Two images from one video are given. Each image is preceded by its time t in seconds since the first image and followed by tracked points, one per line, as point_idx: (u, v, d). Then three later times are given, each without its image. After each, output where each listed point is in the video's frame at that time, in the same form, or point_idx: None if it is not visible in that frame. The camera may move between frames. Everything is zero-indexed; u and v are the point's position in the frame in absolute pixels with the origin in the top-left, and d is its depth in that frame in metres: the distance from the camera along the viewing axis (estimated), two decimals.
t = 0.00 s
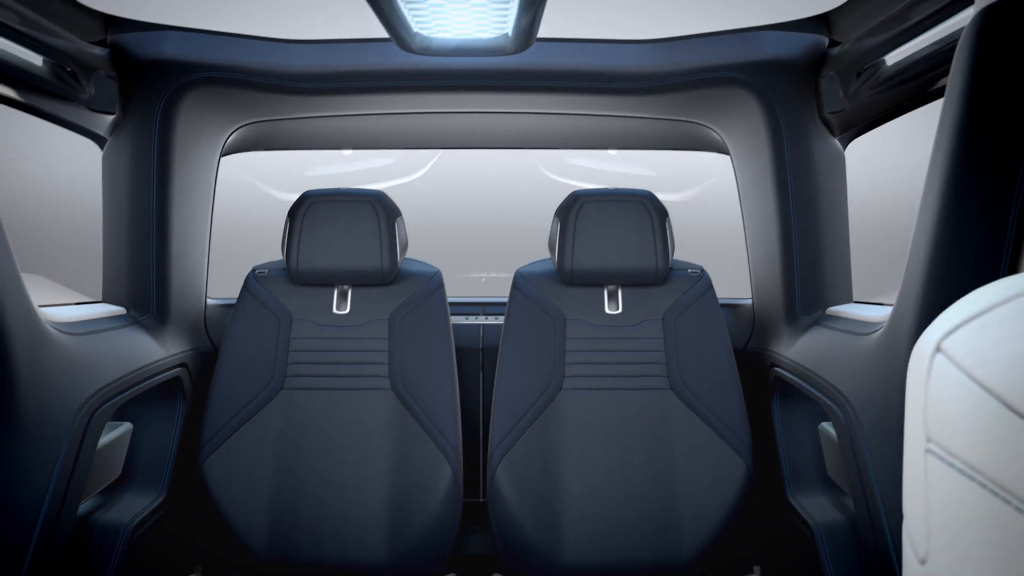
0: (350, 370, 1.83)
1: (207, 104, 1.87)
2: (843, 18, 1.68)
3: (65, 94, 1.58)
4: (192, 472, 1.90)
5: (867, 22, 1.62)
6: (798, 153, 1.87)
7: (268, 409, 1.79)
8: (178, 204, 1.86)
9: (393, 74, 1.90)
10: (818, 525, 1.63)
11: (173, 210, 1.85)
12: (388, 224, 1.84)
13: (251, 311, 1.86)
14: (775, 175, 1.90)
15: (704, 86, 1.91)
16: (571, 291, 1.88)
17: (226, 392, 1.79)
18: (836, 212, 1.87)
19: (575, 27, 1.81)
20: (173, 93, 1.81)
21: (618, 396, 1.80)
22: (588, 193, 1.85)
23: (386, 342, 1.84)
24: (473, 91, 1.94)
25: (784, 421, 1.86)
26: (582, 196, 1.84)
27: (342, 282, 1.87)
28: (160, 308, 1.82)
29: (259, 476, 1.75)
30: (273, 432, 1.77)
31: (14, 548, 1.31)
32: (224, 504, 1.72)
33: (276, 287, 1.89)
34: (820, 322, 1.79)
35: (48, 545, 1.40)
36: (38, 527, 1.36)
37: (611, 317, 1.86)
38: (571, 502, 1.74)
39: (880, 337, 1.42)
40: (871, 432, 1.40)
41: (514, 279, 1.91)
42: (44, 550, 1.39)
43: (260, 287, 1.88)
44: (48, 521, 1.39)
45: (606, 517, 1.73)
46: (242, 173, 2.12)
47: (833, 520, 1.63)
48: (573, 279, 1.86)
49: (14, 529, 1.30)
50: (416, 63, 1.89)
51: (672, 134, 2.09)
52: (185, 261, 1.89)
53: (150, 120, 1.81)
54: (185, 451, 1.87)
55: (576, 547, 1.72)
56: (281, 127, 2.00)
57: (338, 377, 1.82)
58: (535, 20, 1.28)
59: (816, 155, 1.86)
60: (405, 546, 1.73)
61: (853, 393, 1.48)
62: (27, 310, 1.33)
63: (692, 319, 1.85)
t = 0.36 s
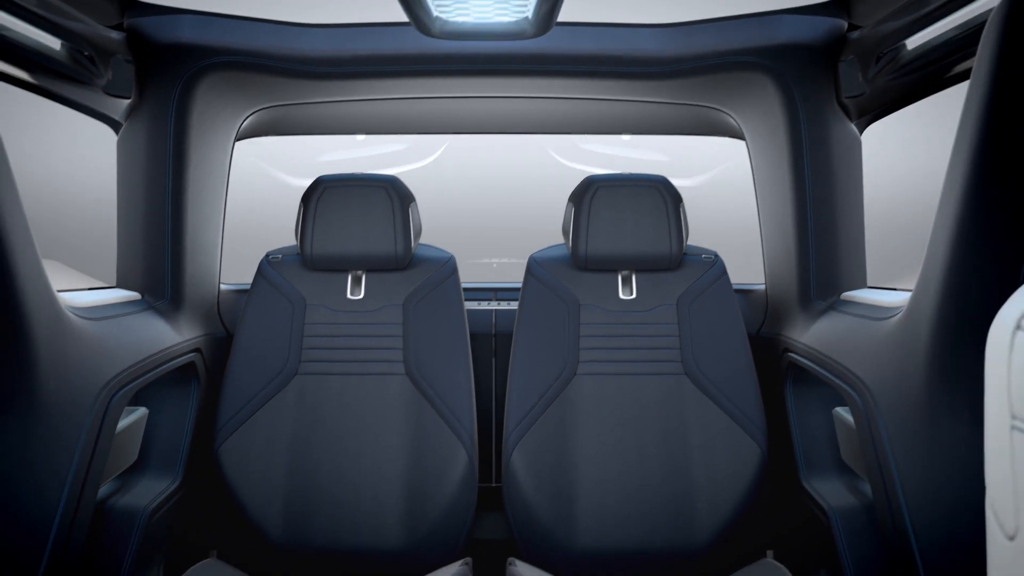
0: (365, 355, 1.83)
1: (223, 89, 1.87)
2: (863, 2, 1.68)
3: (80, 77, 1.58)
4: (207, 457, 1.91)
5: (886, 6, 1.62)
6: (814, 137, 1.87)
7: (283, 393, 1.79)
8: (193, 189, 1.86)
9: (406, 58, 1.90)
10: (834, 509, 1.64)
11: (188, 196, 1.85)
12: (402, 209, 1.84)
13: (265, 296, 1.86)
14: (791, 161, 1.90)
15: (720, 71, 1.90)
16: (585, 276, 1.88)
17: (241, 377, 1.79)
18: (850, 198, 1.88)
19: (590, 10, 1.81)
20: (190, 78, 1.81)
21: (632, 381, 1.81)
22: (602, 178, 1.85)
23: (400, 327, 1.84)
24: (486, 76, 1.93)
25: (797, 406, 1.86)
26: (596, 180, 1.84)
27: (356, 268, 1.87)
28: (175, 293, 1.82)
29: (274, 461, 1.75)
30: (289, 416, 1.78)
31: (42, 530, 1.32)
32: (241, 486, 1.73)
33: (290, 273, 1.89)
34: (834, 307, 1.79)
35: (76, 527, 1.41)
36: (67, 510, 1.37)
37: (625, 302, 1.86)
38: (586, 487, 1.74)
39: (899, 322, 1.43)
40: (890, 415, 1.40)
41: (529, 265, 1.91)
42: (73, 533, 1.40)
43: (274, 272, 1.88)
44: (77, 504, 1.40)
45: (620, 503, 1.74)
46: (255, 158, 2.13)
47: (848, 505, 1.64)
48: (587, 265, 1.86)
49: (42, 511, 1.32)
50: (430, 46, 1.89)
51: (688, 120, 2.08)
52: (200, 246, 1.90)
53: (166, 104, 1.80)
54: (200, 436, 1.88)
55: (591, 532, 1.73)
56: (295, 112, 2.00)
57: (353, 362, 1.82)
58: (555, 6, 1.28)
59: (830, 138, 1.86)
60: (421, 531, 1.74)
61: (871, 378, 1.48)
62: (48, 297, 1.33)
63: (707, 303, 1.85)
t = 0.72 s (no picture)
0: (380, 340, 1.83)
1: (239, 72, 1.86)
2: None
3: (94, 59, 1.58)
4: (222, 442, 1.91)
5: None
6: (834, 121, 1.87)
7: (298, 379, 1.79)
8: (208, 174, 1.85)
9: (421, 44, 1.89)
10: (849, 494, 1.64)
11: (202, 181, 1.84)
12: (415, 194, 1.83)
13: (280, 280, 1.86)
14: (810, 147, 1.90)
15: (742, 54, 1.89)
16: (598, 261, 1.88)
17: (257, 362, 1.79)
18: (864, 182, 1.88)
19: None
20: (207, 62, 1.81)
21: (646, 366, 1.81)
22: (615, 162, 1.84)
23: (415, 312, 1.84)
24: (499, 60, 1.93)
25: (811, 391, 1.86)
26: (610, 165, 1.83)
27: (370, 253, 1.86)
28: (189, 279, 1.82)
29: (290, 447, 1.75)
30: (305, 402, 1.78)
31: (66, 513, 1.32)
32: (257, 472, 1.74)
33: (304, 258, 1.88)
34: (850, 293, 1.79)
35: (99, 511, 1.42)
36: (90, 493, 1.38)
37: (639, 287, 1.86)
38: (601, 472, 1.75)
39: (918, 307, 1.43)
40: (909, 400, 1.40)
41: (542, 249, 1.90)
42: (95, 517, 1.41)
43: (288, 257, 1.88)
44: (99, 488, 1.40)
45: (635, 488, 1.74)
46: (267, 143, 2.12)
47: (864, 489, 1.65)
48: (601, 250, 1.86)
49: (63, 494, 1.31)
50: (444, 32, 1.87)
51: (704, 103, 2.08)
52: (214, 231, 1.89)
53: (183, 89, 1.81)
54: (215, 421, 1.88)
55: (606, 517, 1.73)
56: (310, 95, 2.00)
57: (367, 347, 1.82)
58: None
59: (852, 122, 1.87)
60: (437, 515, 1.74)
61: (890, 363, 1.48)
62: (68, 281, 1.32)
63: (721, 288, 1.85)
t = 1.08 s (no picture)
0: (395, 326, 1.83)
1: (255, 55, 1.87)
2: None
3: (109, 42, 1.57)
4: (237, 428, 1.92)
5: None
6: (852, 106, 1.87)
7: (313, 364, 1.80)
8: (223, 159, 1.85)
9: (436, 29, 1.88)
10: (865, 479, 1.65)
11: (217, 166, 1.84)
12: (429, 178, 1.83)
13: (294, 266, 1.86)
14: (827, 133, 1.90)
15: (759, 38, 1.88)
16: (612, 247, 1.87)
17: (272, 347, 1.80)
18: (879, 167, 1.88)
19: None
20: (224, 46, 1.81)
21: (660, 351, 1.81)
22: (630, 147, 1.84)
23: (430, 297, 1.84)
24: (512, 45, 1.93)
25: (824, 376, 1.87)
26: (624, 150, 1.83)
27: (385, 238, 1.86)
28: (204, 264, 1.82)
29: (306, 432, 1.76)
30: (320, 387, 1.78)
31: (88, 497, 1.32)
32: (274, 456, 1.75)
33: (318, 243, 1.88)
34: (865, 278, 1.79)
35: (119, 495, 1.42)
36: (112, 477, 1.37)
37: (654, 272, 1.86)
38: (616, 457, 1.75)
39: (938, 292, 1.43)
40: (927, 385, 1.41)
41: (556, 234, 1.90)
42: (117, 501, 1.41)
43: (302, 242, 1.88)
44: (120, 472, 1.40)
45: (650, 473, 1.75)
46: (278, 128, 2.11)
47: (879, 474, 1.65)
48: (615, 235, 1.86)
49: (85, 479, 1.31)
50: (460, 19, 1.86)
51: (721, 88, 2.08)
52: (227, 216, 1.89)
53: (198, 73, 1.80)
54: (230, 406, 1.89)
55: (621, 502, 1.74)
56: (324, 78, 2.01)
57: (382, 332, 1.82)
58: None
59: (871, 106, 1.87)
60: (452, 500, 1.75)
61: (907, 347, 1.48)
62: (87, 266, 1.32)
63: (735, 273, 1.85)
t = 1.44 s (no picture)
0: (409, 311, 1.83)
1: (271, 39, 1.86)
2: None
3: (126, 26, 1.55)
4: (252, 413, 1.92)
5: None
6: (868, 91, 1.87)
7: (328, 350, 1.80)
8: (236, 143, 1.85)
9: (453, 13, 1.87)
10: (879, 464, 1.65)
11: (232, 151, 1.84)
12: (444, 163, 1.82)
13: (308, 251, 1.85)
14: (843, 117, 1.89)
15: (773, 22, 1.87)
16: (626, 232, 1.87)
17: (287, 332, 1.80)
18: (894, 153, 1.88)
19: None
20: (241, 31, 1.80)
21: (675, 336, 1.81)
22: (644, 132, 1.83)
23: (444, 283, 1.83)
24: (528, 29, 1.93)
25: (838, 361, 1.87)
26: (639, 135, 1.82)
27: (399, 224, 1.86)
28: (218, 249, 1.82)
29: (321, 417, 1.76)
30: (335, 372, 1.79)
31: (110, 482, 1.33)
32: (289, 441, 1.75)
33: (332, 228, 1.88)
34: (881, 264, 1.79)
35: (141, 480, 1.42)
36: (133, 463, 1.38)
37: (668, 258, 1.86)
38: (630, 442, 1.76)
39: (957, 276, 1.43)
40: (946, 370, 1.41)
41: (570, 220, 1.89)
42: (138, 485, 1.41)
43: (315, 228, 1.87)
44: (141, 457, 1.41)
45: (665, 458, 1.75)
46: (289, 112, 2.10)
47: (894, 459, 1.65)
48: (630, 221, 1.86)
49: (106, 462, 1.32)
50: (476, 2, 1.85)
51: (735, 74, 2.07)
52: (240, 202, 1.89)
53: (216, 59, 1.80)
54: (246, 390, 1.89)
55: (636, 487, 1.74)
56: (338, 62, 2.01)
57: (397, 318, 1.82)
58: None
59: (885, 92, 1.87)
60: (467, 485, 1.75)
61: (924, 333, 1.48)
62: (108, 251, 1.31)
63: (750, 259, 1.85)
